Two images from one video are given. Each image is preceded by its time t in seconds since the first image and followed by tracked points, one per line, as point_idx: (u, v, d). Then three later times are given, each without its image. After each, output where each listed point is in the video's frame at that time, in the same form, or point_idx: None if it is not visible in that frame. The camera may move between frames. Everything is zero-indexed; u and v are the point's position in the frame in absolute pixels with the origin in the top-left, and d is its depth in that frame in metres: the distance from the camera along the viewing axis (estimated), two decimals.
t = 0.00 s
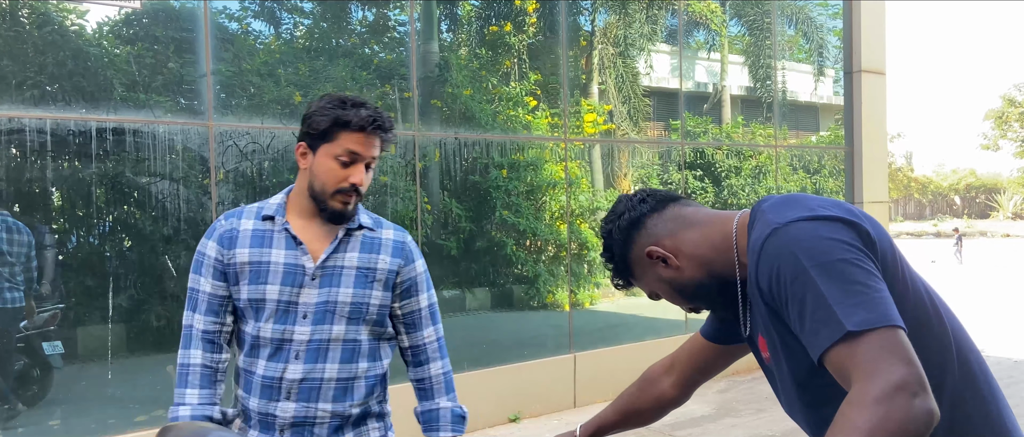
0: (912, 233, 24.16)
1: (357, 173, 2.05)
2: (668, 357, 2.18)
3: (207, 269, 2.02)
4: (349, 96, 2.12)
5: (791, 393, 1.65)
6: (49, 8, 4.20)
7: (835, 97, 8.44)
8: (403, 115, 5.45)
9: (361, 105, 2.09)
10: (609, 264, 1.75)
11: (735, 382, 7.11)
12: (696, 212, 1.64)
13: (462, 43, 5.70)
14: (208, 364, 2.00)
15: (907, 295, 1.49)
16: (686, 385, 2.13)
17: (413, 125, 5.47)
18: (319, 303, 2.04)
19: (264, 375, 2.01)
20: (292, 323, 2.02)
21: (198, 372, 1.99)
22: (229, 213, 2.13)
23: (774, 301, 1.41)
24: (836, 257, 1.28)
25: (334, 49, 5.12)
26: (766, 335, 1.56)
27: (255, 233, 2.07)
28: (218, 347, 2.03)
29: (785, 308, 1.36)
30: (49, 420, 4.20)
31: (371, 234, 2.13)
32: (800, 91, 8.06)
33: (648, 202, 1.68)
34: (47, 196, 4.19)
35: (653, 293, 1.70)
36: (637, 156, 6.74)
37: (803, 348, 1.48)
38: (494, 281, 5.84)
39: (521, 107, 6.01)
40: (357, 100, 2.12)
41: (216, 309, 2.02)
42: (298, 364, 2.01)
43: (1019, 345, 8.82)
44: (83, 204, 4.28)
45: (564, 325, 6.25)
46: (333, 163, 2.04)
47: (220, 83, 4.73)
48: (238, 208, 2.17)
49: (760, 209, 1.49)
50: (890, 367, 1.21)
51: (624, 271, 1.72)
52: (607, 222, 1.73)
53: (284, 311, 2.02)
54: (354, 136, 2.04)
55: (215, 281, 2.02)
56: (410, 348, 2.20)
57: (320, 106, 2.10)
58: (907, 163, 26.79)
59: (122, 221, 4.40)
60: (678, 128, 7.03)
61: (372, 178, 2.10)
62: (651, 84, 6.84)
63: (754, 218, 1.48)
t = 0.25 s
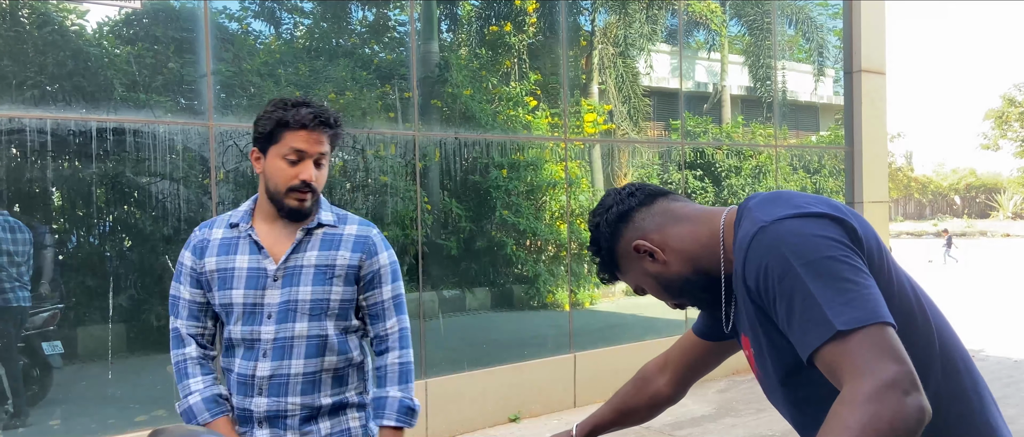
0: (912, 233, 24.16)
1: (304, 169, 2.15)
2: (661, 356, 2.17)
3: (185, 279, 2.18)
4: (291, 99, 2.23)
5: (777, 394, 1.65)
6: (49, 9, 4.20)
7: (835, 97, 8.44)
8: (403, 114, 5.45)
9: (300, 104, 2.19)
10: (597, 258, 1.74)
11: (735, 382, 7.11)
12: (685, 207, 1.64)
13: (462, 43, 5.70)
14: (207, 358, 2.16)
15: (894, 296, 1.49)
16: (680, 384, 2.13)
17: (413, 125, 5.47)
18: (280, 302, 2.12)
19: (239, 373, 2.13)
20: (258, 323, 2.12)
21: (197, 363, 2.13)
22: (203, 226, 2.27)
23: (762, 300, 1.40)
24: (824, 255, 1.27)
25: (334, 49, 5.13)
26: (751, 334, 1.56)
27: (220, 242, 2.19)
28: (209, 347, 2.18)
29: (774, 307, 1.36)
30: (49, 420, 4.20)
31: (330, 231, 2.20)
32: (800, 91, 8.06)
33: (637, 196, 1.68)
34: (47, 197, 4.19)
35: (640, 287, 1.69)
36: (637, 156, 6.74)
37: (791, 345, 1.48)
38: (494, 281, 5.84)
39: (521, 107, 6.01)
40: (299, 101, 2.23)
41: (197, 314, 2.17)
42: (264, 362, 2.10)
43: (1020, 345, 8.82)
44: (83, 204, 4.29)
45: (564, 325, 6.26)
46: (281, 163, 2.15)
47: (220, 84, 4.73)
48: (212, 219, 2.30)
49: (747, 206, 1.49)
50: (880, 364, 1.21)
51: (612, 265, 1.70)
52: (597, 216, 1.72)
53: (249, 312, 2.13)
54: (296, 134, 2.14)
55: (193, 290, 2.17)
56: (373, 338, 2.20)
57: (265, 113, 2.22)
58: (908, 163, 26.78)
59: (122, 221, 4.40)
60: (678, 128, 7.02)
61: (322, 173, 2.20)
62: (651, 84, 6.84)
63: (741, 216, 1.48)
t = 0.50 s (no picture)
0: (911, 233, 24.17)
1: (276, 162, 2.25)
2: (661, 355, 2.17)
3: (179, 282, 2.31)
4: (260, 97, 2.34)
5: (772, 394, 1.65)
6: (49, 9, 4.20)
7: (834, 97, 8.44)
8: (403, 114, 5.45)
9: (268, 101, 2.29)
10: (587, 246, 1.74)
11: (735, 382, 7.11)
12: (681, 200, 1.64)
13: (462, 43, 5.70)
14: (185, 366, 2.29)
15: (893, 294, 1.48)
16: (680, 383, 2.13)
17: (413, 125, 5.48)
18: (265, 299, 2.20)
19: (234, 370, 2.23)
20: (249, 319, 2.21)
21: (174, 372, 2.29)
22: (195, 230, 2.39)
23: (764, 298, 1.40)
24: (828, 254, 1.27)
25: (334, 49, 5.13)
26: (748, 332, 1.56)
27: (207, 245, 2.31)
28: (196, 350, 2.31)
29: (776, 306, 1.36)
30: (49, 419, 4.20)
31: (310, 225, 2.27)
32: (800, 91, 8.06)
33: (634, 185, 1.68)
34: (48, 197, 4.19)
35: (628, 277, 1.70)
36: (636, 156, 6.74)
37: (791, 343, 1.48)
38: (494, 281, 5.84)
39: (521, 107, 6.01)
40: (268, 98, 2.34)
41: (191, 316, 2.30)
42: (255, 357, 2.19)
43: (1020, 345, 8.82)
44: (84, 204, 4.29)
45: (564, 325, 6.26)
46: (254, 158, 2.25)
47: (220, 84, 4.73)
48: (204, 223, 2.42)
49: (747, 203, 1.49)
50: (884, 366, 1.21)
51: (603, 254, 1.70)
52: (590, 203, 1.72)
53: (238, 311, 2.22)
54: (264, 129, 2.25)
55: (188, 293, 2.30)
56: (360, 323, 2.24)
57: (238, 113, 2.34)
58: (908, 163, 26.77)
59: (122, 221, 4.40)
60: (678, 128, 7.02)
61: (295, 164, 2.29)
62: (651, 84, 6.84)
63: (743, 213, 1.48)
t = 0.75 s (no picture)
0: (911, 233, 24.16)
1: (272, 162, 2.30)
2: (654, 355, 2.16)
3: (182, 283, 2.37)
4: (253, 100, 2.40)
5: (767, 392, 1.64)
6: (49, 9, 4.20)
7: (834, 97, 8.44)
8: (403, 115, 5.45)
9: (261, 102, 2.35)
10: (575, 237, 1.74)
11: (735, 382, 7.11)
12: (674, 196, 1.64)
13: (462, 43, 5.70)
14: (174, 358, 2.36)
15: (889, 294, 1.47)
16: (675, 382, 2.12)
17: (414, 125, 5.48)
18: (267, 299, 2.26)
19: (238, 369, 2.29)
20: (253, 319, 2.26)
21: (163, 363, 2.37)
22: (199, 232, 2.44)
23: (762, 296, 1.39)
24: (828, 253, 1.26)
25: (334, 49, 5.13)
26: (743, 330, 1.55)
27: (210, 246, 2.36)
28: (186, 346, 2.37)
29: (774, 304, 1.35)
30: (50, 420, 4.20)
31: (310, 225, 2.31)
32: (800, 91, 8.06)
33: (626, 178, 1.68)
34: (48, 197, 4.19)
35: (615, 270, 1.69)
36: (637, 156, 6.73)
37: (787, 343, 1.47)
38: (495, 281, 5.84)
39: (521, 107, 6.01)
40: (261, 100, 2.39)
41: (187, 314, 2.37)
42: (260, 356, 2.24)
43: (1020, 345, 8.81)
44: (84, 204, 4.29)
45: (564, 325, 6.26)
46: (250, 160, 2.31)
47: (220, 84, 4.73)
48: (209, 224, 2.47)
49: (744, 201, 1.48)
50: (881, 367, 1.21)
51: (593, 246, 1.70)
52: (581, 194, 1.72)
53: (241, 311, 2.27)
54: (259, 130, 2.30)
55: (187, 293, 2.36)
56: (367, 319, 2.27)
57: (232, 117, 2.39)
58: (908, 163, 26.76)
59: (122, 221, 4.40)
60: (678, 128, 7.02)
61: (291, 163, 2.35)
62: (651, 84, 6.84)
63: (741, 211, 1.47)
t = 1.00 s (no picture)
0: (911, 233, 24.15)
1: (288, 161, 2.32)
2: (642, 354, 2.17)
3: (190, 284, 2.32)
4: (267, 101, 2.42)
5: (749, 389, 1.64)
6: (49, 9, 4.20)
7: (834, 97, 8.44)
8: (403, 115, 5.45)
9: (277, 103, 2.37)
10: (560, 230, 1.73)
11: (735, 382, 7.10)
12: (660, 191, 1.64)
13: (462, 43, 5.70)
14: (196, 369, 2.30)
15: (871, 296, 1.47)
16: (664, 381, 2.12)
17: (414, 125, 5.47)
18: (282, 296, 2.26)
19: (251, 367, 2.27)
20: (266, 316, 2.25)
21: (185, 374, 2.30)
22: (205, 232, 2.40)
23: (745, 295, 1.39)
24: (811, 253, 1.26)
25: (334, 50, 5.13)
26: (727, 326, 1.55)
27: (220, 246, 2.33)
28: (206, 352, 2.32)
29: (756, 303, 1.34)
30: (50, 420, 4.20)
31: (322, 224, 2.32)
32: (800, 91, 8.06)
33: (612, 172, 1.68)
34: (48, 197, 4.19)
35: (599, 263, 1.69)
36: (637, 157, 6.73)
37: (769, 341, 1.47)
38: (495, 281, 5.84)
39: (521, 107, 6.01)
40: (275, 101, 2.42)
41: (202, 318, 2.31)
42: (275, 352, 2.24)
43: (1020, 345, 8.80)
44: (84, 204, 4.29)
45: (564, 325, 6.26)
46: (266, 158, 2.32)
47: (221, 84, 4.73)
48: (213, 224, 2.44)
49: (730, 200, 1.48)
50: (859, 367, 1.21)
51: (578, 239, 1.70)
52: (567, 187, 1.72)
53: (254, 308, 2.26)
54: (275, 129, 2.32)
55: (197, 294, 2.31)
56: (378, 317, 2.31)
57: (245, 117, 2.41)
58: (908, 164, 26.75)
59: (122, 221, 4.40)
60: (678, 129, 7.02)
61: (306, 163, 2.37)
62: (651, 85, 6.84)
63: (728, 209, 1.46)
